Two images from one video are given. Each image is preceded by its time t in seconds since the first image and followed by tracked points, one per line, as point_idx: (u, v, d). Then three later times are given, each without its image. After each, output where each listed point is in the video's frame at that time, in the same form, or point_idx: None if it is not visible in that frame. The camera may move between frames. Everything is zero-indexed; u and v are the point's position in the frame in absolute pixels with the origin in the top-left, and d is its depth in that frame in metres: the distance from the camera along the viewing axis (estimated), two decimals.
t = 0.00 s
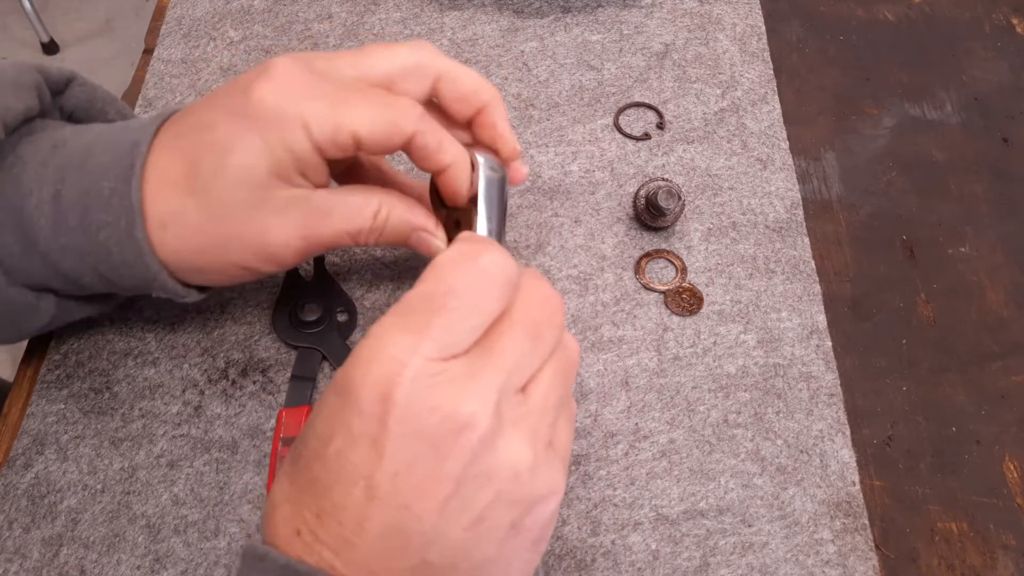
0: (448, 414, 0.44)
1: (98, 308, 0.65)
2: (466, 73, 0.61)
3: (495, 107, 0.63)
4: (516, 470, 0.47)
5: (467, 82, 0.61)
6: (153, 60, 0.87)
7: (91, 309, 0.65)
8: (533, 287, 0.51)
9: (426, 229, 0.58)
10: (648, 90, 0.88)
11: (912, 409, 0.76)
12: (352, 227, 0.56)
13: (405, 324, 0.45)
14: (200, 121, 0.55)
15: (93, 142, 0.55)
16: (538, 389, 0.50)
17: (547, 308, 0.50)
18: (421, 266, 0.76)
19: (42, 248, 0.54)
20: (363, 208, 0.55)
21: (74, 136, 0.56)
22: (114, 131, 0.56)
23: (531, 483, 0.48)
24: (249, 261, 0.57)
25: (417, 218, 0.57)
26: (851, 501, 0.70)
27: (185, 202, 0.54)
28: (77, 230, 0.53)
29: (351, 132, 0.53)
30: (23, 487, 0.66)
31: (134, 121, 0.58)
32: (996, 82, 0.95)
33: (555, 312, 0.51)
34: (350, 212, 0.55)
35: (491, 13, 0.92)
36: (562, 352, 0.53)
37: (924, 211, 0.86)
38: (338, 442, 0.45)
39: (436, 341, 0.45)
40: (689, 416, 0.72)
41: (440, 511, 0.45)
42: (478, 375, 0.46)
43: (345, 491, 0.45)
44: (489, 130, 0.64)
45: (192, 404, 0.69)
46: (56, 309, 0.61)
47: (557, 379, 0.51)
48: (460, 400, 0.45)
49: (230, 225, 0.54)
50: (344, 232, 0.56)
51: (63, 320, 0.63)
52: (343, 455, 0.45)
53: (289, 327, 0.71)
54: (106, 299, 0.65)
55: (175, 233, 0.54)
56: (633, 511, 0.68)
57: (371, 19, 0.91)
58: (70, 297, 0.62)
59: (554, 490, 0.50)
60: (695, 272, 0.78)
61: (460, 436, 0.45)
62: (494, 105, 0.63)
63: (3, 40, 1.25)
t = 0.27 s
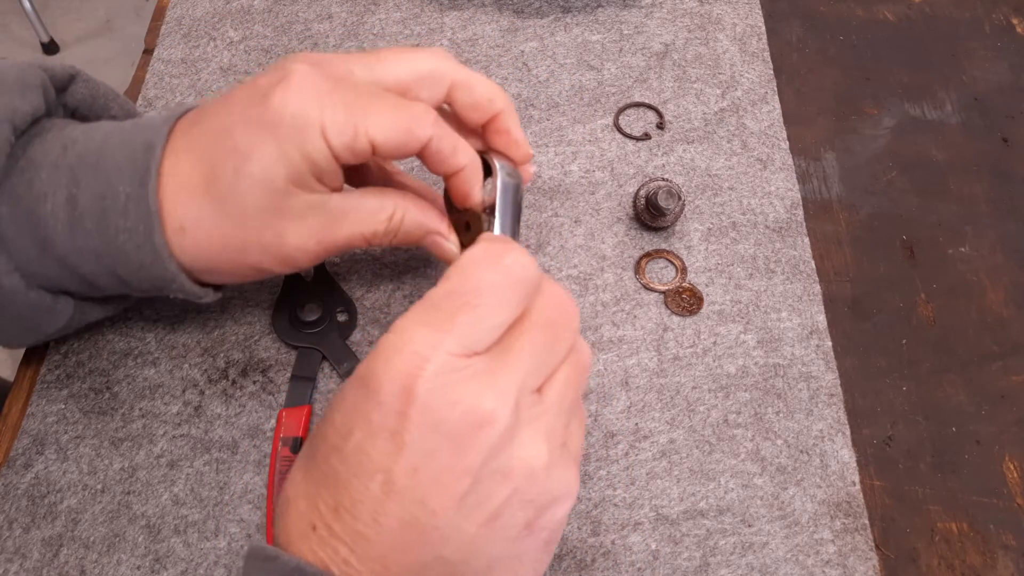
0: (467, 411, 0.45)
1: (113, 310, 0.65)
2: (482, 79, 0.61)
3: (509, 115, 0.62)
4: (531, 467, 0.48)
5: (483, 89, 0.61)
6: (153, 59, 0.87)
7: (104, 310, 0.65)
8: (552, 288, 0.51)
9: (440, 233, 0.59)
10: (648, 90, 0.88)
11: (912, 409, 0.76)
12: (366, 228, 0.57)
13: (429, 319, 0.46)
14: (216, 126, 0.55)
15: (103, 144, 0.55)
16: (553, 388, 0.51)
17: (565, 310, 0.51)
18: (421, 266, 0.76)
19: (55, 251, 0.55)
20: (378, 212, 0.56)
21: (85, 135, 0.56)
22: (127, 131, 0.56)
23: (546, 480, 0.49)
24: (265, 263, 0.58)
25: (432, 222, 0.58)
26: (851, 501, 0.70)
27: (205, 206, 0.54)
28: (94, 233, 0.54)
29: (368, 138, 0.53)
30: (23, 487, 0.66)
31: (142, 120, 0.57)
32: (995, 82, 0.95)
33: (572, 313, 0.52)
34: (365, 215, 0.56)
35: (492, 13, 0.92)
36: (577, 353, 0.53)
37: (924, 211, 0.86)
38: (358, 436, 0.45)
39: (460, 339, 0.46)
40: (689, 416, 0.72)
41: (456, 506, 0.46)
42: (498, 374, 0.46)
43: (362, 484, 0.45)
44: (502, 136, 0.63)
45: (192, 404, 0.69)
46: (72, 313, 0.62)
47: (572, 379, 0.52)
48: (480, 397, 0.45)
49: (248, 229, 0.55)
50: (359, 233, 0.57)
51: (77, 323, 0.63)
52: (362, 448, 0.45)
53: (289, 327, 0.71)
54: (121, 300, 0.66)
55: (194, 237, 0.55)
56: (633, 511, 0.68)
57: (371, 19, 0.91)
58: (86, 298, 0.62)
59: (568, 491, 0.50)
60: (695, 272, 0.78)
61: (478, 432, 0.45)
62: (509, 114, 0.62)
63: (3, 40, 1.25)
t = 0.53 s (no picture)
0: (495, 418, 0.45)
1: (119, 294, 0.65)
2: (495, 78, 0.61)
3: (521, 116, 0.62)
4: (557, 475, 0.47)
5: (495, 91, 0.61)
6: (153, 59, 0.87)
7: (112, 295, 0.64)
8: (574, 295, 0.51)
9: (452, 227, 0.57)
10: (648, 90, 0.88)
11: (912, 409, 0.76)
12: (373, 221, 0.56)
13: (456, 325, 0.46)
14: (229, 107, 0.55)
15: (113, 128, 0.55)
16: (573, 395, 0.51)
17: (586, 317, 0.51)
18: (421, 266, 0.76)
19: (64, 231, 0.54)
20: (386, 205, 0.55)
21: (95, 117, 0.56)
22: (139, 114, 0.57)
23: (571, 488, 0.48)
24: (271, 248, 0.58)
25: (441, 216, 0.57)
26: (851, 501, 0.70)
27: (213, 186, 0.55)
28: (103, 212, 0.54)
29: (375, 126, 0.53)
30: (24, 488, 0.66)
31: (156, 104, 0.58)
32: (995, 82, 0.95)
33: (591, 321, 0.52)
34: (373, 208, 0.55)
35: (491, 13, 0.92)
36: (595, 360, 0.53)
37: (924, 211, 0.86)
38: (384, 441, 0.45)
39: (487, 344, 0.45)
40: (689, 416, 0.72)
41: (482, 513, 0.46)
42: (523, 380, 0.46)
43: (389, 489, 0.45)
44: (514, 137, 0.63)
45: (192, 404, 0.69)
46: (78, 295, 0.60)
47: (591, 387, 0.52)
48: (507, 403, 0.45)
49: (253, 211, 0.55)
50: (366, 225, 0.56)
51: (82, 307, 0.62)
52: (389, 454, 0.45)
53: (289, 327, 0.71)
54: (128, 284, 0.65)
55: (199, 217, 0.56)
56: (633, 511, 0.68)
57: (371, 19, 0.91)
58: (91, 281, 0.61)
59: (590, 499, 0.50)
60: (695, 272, 0.78)
61: (505, 437, 0.45)
62: (520, 115, 0.62)
63: (2, 40, 1.25)
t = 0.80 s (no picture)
0: (495, 419, 0.45)
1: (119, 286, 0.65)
2: (496, 79, 0.61)
3: (520, 117, 0.62)
4: (559, 477, 0.47)
5: (496, 91, 0.61)
6: (153, 59, 0.87)
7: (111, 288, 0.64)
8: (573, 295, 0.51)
9: (451, 227, 0.57)
10: (648, 90, 0.88)
11: (912, 409, 0.76)
12: (371, 219, 0.55)
13: (456, 326, 0.46)
14: (230, 100, 0.56)
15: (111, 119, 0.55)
16: (574, 395, 0.50)
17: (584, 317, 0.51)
18: (421, 266, 0.76)
19: (63, 222, 0.54)
20: (385, 202, 0.55)
21: (94, 108, 0.56)
22: (137, 105, 0.57)
23: (573, 490, 0.48)
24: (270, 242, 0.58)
25: (440, 215, 0.56)
26: (851, 501, 0.70)
27: (211, 178, 0.55)
28: (102, 203, 0.54)
29: (373, 121, 0.53)
30: (23, 488, 0.66)
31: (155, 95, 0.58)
32: (995, 82, 0.95)
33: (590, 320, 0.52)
34: (372, 205, 0.55)
35: (491, 13, 0.92)
36: (594, 358, 0.53)
37: (924, 211, 0.86)
38: (384, 445, 0.45)
39: (487, 345, 0.45)
40: (689, 416, 0.72)
41: (483, 515, 0.46)
42: (523, 381, 0.46)
43: (391, 492, 0.45)
44: (513, 138, 0.63)
45: (192, 404, 0.69)
46: (77, 287, 0.60)
47: (592, 385, 0.52)
48: (506, 405, 0.45)
49: (252, 203, 0.55)
50: (365, 222, 0.56)
51: (81, 300, 0.62)
52: (389, 457, 0.45)
53: (289, 327, 0.71)
54: (127, 276, 0.65)
55: (198, 208, 0.56)
56: (633, 511, 0.68)
57: (371, 19, 0.91)
58: (90, 272, 0.61)
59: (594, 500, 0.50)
60: (695, 272, 0.78)
61: (505, 440, 0.45)
62: (519, 116, 0.62)
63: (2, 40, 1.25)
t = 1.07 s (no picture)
0: (495, 422, 0.45)
1: (114, 286, 0.65)
2: (490, 79, 0.62)
3: (515, 118, 0.62)
4: (560, 478, 0.47)
5: (491, 91, 0.61)
6: (153, 59, 0.87)
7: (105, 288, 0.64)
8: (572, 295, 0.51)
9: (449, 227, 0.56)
10: (648, 90, 0.88)
11: (912, 409, 0.76)
12: (368, 218, 0.55)
13: (456, 328, 0.45)
14: (225, 96, 0.56)
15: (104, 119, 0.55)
16: (575, 395, 0.50)
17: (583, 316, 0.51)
18: (421, 266, 0.76)
19: (57, 222, 0.54)
20: (382, 203, 0.55)
21: (88, 108, 0.56)
22: (132, 105, 0.57)
23: (575, 490, 0.48)
24: (265, 240, 0.58)
25: (438, 215, 0.56)
26: (851, 501, 0.70)
27: (206, 174, 0.55)
28: (95, 203, 0.54)
29: (367, 114, 0.53)
30: (23, 488, 0.66)
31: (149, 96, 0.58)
32: (995, 82, 0.95)
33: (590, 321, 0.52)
34: (369, 205, 0.55)
35: (491, 13, 0.92)
36: (594, 357, 0.53)
37: (924, 211, 0.86)
38: (385, 447, 0.45)
39: (487, 347, 0.45)
40: (689, 416, 0.72)
41: (484, 517, 0.46)
42: (522, 382, 0.46)
43: (392, 495, 0.45)
44: (508, 139, 0.62)
45: (192, 404, 0.69)
46: (71, 287, 0.60)
47: (592, 385, 0.51)
48: (507, 406, 0.45)
49: (246, 200, 0.55)
50: (361, 221, 0.55)
51: (74, 300, 0.62)
52: (390, 460, 0.45)
53: (289, 327, 0.71)
54: (123, 275, 0.65)
55: (193, 205, 0.55)
56: (633, 511, 0.68)
57: (371, 19, 0.91)
58: (85, 272, 0.61)
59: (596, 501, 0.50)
60: (695, 272, 0.78)
61: (506, 441, 0.45)
62: (514, 117, 0.62)
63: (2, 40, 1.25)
